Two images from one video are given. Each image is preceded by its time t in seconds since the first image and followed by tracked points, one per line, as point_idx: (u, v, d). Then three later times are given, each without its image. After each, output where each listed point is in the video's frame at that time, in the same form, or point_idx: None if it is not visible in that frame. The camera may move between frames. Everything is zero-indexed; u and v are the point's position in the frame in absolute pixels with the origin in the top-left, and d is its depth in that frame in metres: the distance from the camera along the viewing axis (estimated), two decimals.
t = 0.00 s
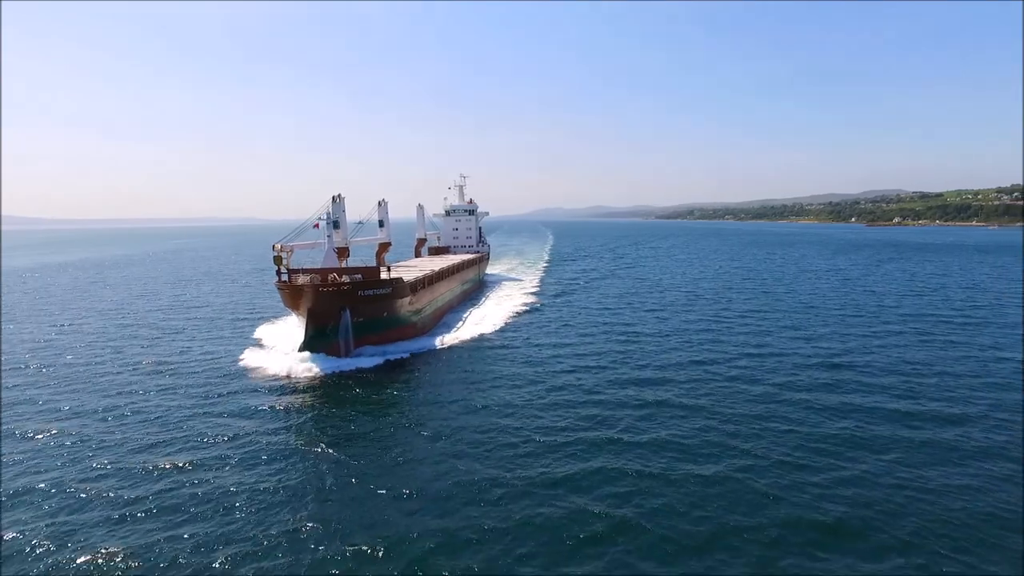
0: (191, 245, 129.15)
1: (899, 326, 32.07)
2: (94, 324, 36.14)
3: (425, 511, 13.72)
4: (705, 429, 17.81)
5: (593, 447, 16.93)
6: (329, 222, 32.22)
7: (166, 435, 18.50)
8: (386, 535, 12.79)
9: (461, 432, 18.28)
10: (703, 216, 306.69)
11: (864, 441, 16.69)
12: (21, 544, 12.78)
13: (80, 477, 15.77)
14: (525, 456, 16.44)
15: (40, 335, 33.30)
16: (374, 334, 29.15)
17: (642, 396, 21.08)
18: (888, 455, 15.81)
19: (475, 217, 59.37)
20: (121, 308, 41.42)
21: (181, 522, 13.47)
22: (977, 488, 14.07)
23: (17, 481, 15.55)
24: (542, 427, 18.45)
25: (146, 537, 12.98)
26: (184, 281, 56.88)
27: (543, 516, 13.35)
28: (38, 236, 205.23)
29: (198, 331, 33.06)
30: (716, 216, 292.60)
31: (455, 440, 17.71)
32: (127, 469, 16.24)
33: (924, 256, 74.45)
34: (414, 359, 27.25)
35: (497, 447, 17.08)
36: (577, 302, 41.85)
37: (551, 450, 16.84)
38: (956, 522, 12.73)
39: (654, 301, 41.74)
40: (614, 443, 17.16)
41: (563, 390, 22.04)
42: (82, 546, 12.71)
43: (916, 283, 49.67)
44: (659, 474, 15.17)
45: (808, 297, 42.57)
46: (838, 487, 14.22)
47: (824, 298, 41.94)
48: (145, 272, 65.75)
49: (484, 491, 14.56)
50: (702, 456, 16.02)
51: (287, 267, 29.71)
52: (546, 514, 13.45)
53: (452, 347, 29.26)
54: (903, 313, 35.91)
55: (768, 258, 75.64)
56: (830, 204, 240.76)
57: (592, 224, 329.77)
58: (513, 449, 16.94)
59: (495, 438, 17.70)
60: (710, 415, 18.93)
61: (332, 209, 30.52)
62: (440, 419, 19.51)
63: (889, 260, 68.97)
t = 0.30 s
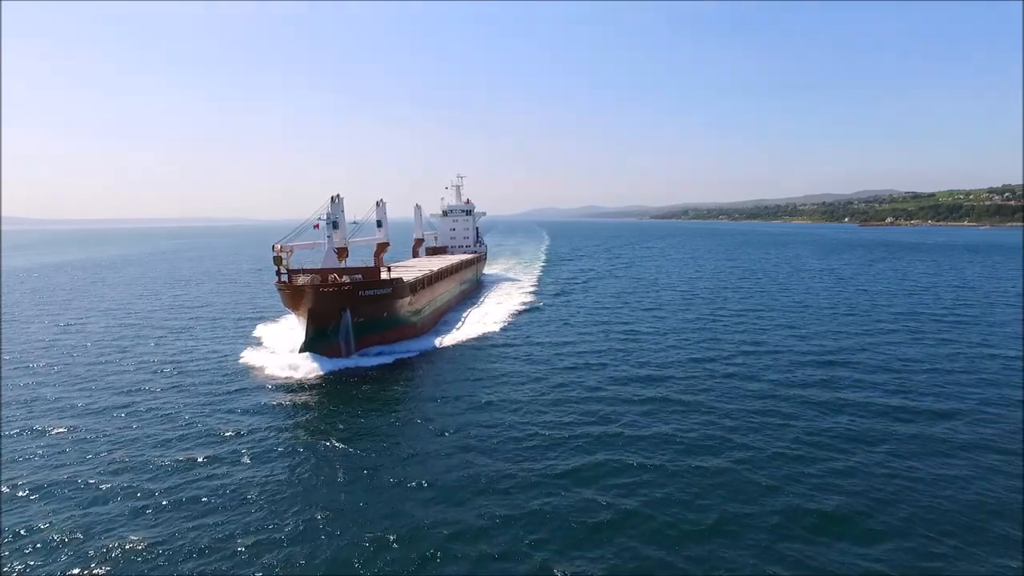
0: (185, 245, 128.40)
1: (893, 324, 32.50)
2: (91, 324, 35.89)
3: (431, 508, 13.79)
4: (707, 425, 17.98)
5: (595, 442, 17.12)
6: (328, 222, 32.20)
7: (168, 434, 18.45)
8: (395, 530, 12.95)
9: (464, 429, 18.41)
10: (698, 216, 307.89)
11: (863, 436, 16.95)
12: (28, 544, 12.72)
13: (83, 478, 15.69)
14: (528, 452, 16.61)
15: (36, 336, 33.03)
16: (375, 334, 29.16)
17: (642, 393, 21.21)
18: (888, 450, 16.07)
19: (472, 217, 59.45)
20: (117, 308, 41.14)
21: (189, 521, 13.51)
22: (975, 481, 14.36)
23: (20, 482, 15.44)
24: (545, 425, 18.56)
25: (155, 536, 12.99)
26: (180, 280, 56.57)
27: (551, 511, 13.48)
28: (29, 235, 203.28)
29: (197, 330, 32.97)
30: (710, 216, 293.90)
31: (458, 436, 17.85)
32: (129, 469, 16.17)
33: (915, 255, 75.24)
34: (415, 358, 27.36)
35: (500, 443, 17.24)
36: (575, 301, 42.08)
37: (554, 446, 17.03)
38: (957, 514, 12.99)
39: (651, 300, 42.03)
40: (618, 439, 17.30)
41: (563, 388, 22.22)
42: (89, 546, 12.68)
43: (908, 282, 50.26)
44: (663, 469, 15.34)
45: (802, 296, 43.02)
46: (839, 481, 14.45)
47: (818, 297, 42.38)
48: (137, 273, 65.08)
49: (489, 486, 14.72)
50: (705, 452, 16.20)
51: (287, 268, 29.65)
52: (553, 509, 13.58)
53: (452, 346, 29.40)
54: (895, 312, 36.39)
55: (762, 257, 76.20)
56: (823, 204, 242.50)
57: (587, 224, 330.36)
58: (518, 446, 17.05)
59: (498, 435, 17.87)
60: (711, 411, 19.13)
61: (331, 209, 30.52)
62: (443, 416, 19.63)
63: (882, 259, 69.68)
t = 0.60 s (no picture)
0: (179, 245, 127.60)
1: (886, 322, 32.91)
2: (88, 324, 35.72)
3: (435, 505, 13.89)
4: (707, 421, 18.22)
5: (596, 439, 17.28)
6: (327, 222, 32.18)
7: (170, 434, 18.44)
8: (403, 526, 13.09)
9: (466, 427, 18.51)
10: (692, 216, 309.22)
11: (860, 430, 17.26)
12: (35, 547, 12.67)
13: (86, 479, 15.63)
14: (529, 449, 16.75)
15: (33, 336, 32.85)
16: (375, 335, 29.16)
17: (642, 391, 21.42)
18: (885, 443, 16.37)
19: (469, 217, 59.54)
20: (114, 308, 40.96)
21: (197, 519, 13.58)
22: (970, 473, 14.69)
23: (22, 484, 15.34)
24: (548, 422, 18.74)
25: (163, 535, 13.02)
26: (177, 280, 56.33)
27: (554, 508, 13.60)
28: (20, 235, 201.41)
29: (195, 330, 32.90)
30: (705, 216, 295.32)
31: (461, 434, 17.96)
32: (133, 469, 16.14)
33: (907, 255, 76.00)
34: (415, 358, 27.43)
35: (502, 441, 17.36)
36: (573, 301, 42.34)
37: (555, 443, 17.17)
38: (954, 505, 13.30)
39: (648, 299, 42.29)
40: (620, 435, 17.50)
41: (564, 386, 22.36)
42: (97, 546, 12.68)
43: (901, 281, 50.81)
44: (666, 464, 15.56)
45: (797, 295, 43.46)
46: (840, 474, 14.72)
47: (813, 296, 42.80)
48: (130, 274, 64.52)
49: (492, 484, 14.82)
50: (706, 447, 16.43)
51: (286, 268, 29.62)
52: (560, 504, 13.76)
53: (451, 346, 29.48)
54: (889, 310, 36.85)
55: (757, 257, 76.77)
56: (817, 204, 244.07)
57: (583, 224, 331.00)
58: (522, 443, 17.21)
59: (500, 432, 18.01)
60: (711, 408, 19.36)
61: (330, 209, 30.51)
62: (445, 414, 19.73)
63: (875, 259, 70.34)
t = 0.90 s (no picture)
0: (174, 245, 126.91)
1: (880, 320, 33.28)
2: (86, 325, 35.60)
3: (440, 501, 13.99)
4: (707, 417, 18.40)
5: (597, 436, 17.42)
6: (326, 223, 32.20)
7: (173, 434, 18.42)
8: (410, 521, 13.25)
9: (468, 425, 18.63)
10: (687, 216, 310.39)
11: (857, 425, 17.52)
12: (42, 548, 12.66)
13: (89, 480, 15.58)
14: (532, 446, 16.87)
15: (31, 338, 32.72)
16: (377, 335, 29.14)
17: (642, 388, 21.59)
18: (882, 437, 16.63)
19: (467, 218, 59.65)
20: (111, 309, 40.77)
21: (204, 516, 13.67)
22: (964, 464, 14.97)
23: (23, 486, 15.25)
24: (549, 419, 18.90)
25: (171, 532, 13.10)
26: (174, 281, 56.12)
27: (557, 503, 13.72)
28: (13, 236, 199.74)
29: (195, 331, 32.87)
30: (700, 216, 296.41)
31: (463, 432, 18.05)
32: (137, 469, 16.12)
33: (901, 254, 76.69)
34: (416, 357, 27.49)
35: (504, 438, 17.48)
36: (571, 300, 42.53)
37: (557, 439, 17.31)
38: (949, 495, 13.58)
39: (646, 299, 42.53)
40: (621, 431, 17.67)
41: (564, 384, 22.51)
42: (103, 546, 12.68)
43: (894, 280, 51.32)
44: (668, 458, 15.75)
45: (792, 294, 43.81)
46: (838, 466, 14.95)
47: (808, 295, 43.16)
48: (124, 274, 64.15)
49: (496, 480, 14.92)
50: (707, 442, 16.60)
51: (286, 269, 29.65)
52: (563, 499, 13.88)
53: (451, 345, 29.56)
54: (883, 309, 37.24)
55: (752, 257, 77.20)
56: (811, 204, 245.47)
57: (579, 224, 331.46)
58: (524, 440, 17.32)
59: (502, 429, 18.12)
60: (710, 404, 19.55)
61: (330, 209, 30.54)
62: (447, 412, 19.85)
63: (869, 258, 70.93)
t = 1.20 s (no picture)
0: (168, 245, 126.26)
1: (874, 319, 33.70)
2: (84, 325, 35.49)
3: (443, 497, 14.11)
4: (705, 413, 18.63)
5: (598, 431, 17.59)
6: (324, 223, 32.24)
7: (178, 434, 18.49)
8: (415, 516, 13.36)
9: (469, 422, 18.76)
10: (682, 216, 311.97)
11: (854, 420, 17.80)
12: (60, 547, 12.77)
13: (98, 481, 15.61)
14: (533, 441, 17.02)
15: (28, 338, 32.59)
16: (376, 336, 29.10)
17: (640, 386, 21.79)
18: (879, 431, 16.91)
19: (464, 218, 59.77)
20: (107, 310, 40.58)
21: (212, 512, 13.79)
22: (959, 456, 15.29)
23: (30, 487, 15.34)
24: (550, 415, 19.05)
25: (181, 529, 13.20)
26: (171, 281, 55.93)
27: (560, 498, 13.88)
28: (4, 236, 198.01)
29: (193, 331, 32.84)
30: (694, 216, 297.82)
31: (465, 429, 18.17)
32: (143, 468, 16.21)
33: (893, 254, 77.49)
34: (415, 357, 27.55)
35: (506, 434, 17.63)
36: (568, 300, 42.77)
37: (558, 435, 17.47)
38: (946, 486, 13.86)
39: (642, 298, 42.85)
40: (622, 427, 17.85)
41: (564, 381, 22.69)
42: (115, 543, 12.81)
43: (887, 280, 51.88)
44: (669, 452, 15.94)
45: (787, 293, 44.23)
46: (837, 459, 15.19)
47: (803, 294, 43.57)
48: (115, 274, 63.52)
49: (498, 476, 15.07)
50: (705, 437, 16.83)
51: (286, 269, 29.63)
52: (566, 493, 14.05)
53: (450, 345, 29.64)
54: (876, 307, 37.68)
55: (747, 257, 77.74)
56: (804, 205, 247.15)
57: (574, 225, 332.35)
58: (525, 436, 17.45)
59: (504, 426, 18.28)
60: (709, 400, 19.77)
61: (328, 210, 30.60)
62: (448, 409, 19.97)
63: (862, 258, 71.61)
